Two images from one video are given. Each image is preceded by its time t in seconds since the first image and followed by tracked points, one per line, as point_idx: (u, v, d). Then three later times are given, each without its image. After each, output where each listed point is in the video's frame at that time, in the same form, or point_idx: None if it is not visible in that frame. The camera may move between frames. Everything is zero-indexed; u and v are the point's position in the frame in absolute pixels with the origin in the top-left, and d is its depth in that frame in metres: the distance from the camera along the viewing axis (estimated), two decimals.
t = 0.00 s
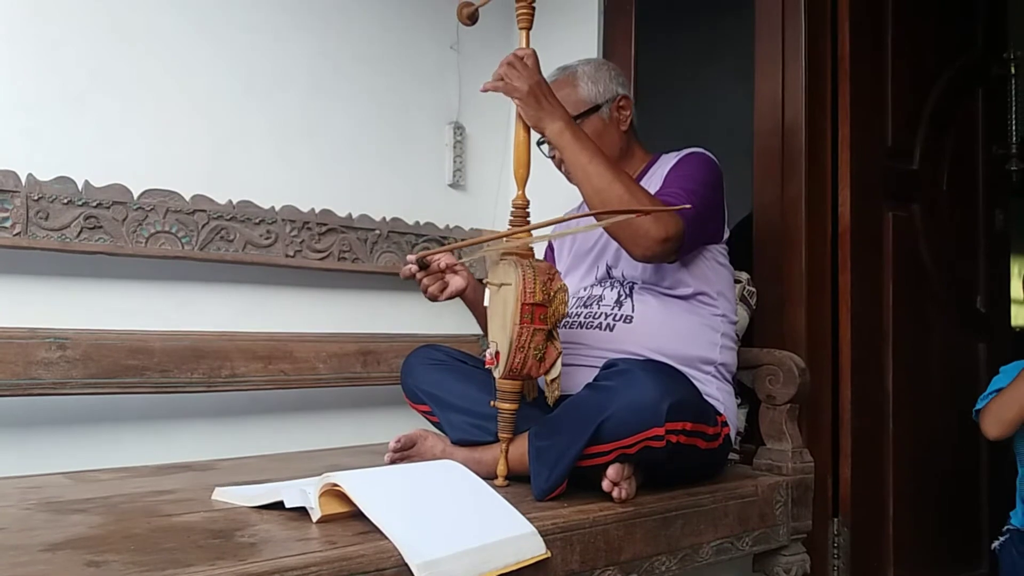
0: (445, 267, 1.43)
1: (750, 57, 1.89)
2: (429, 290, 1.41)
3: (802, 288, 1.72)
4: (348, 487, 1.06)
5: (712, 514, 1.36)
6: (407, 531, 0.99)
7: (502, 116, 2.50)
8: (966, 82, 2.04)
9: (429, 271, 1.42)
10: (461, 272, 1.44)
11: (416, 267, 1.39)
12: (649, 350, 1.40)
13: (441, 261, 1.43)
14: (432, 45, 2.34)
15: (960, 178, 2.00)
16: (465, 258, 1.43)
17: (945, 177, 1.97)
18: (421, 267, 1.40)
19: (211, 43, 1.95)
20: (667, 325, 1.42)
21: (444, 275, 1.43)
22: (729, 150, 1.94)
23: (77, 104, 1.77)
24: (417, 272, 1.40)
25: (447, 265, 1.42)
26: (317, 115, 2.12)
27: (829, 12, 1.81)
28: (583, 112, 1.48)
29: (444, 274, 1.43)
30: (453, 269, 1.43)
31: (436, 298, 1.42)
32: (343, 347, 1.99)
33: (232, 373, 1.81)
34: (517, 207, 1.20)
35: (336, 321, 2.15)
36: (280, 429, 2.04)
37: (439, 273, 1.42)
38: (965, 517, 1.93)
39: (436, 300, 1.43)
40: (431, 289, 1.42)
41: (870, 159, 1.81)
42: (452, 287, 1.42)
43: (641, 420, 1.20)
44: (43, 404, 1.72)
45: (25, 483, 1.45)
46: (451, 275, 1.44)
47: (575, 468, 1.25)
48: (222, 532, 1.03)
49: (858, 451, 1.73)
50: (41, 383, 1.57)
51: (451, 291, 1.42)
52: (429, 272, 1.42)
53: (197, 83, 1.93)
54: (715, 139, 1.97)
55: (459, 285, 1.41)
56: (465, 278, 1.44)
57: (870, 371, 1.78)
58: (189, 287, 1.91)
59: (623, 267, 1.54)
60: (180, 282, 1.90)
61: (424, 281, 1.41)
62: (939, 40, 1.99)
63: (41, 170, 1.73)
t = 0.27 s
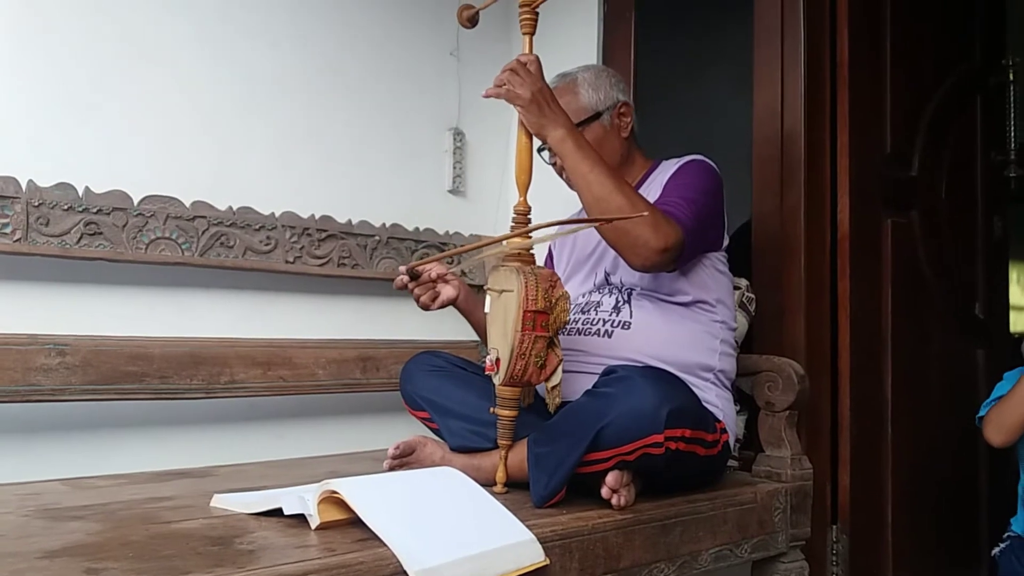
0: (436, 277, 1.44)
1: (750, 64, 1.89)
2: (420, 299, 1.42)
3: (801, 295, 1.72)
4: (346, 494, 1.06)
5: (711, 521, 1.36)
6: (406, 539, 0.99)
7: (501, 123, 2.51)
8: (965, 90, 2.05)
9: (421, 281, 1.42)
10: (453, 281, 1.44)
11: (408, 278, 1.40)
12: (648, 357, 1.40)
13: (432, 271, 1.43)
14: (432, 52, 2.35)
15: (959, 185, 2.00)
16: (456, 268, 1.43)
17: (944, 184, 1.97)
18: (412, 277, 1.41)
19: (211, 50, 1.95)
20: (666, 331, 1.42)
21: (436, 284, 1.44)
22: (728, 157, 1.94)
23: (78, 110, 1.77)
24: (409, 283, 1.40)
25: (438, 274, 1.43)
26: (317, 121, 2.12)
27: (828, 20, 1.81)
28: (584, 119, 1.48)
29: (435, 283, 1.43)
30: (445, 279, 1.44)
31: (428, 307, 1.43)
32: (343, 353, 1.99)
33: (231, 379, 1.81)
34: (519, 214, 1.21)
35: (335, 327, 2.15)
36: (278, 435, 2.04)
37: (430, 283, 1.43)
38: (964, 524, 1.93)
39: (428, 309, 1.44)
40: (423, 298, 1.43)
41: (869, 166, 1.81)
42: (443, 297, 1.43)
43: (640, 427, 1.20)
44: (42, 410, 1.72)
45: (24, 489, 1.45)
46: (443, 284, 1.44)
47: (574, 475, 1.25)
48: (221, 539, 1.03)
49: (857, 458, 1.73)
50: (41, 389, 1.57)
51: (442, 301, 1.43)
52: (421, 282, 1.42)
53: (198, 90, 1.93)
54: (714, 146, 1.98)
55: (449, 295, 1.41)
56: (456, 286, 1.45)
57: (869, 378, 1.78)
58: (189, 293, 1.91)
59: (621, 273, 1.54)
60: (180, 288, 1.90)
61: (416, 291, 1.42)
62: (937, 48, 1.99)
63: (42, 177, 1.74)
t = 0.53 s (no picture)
0: (429, 278, 1.43)
1: (747, 65, 1.90)
2: (413, 300, 1.42)
3: (798, 295, 1.73)
4: (343, 494, 1.06)
5: (708, 521, 1.36)
6: (403, 539, 0.99)
7: (498, 123, 2.51)
8: (960, 92, 2.05)
9: (413, 283, 1.42)
10: (445, 283, 1.44)
11: (400, 279, 1.40)
12: (645, 357, 1.41)
13: (424, 273, 1.43)
14: (429, 53, 2.35)
15: (954, 186, 2.01)
16: (448, 270, 1.43)
17: (939, 185, 1.98)
18: (404, 277, 1.41)
19: (208, 50, 1.95)
20: (663, 332, 1.42)
21: (428, 285, 1.44)
22: (725, 158, 1.94)
23: (75, 110, 1.77)
24: (401, 284, 1.40)
25: (430, 276, 1.43)
26: (314, 122, 2.12)
27: (824, 22, 1.82)
28: (582, 120, 1.48)
29: (428, 284, 1.43)
30: (437, 280, 1.44)
31: (420, 307, 1.44)
32: (339, 354, 1.99)
33: (227, 380, 1.80)
34: (517, 215, 1.21)
35: (332, 328, 2.15)
36: (274, 436, 2.03)
37: (422, 284, 1.43)
38: (959, 524, 1.93)
39: (420, 309, 1.44)
40: (415, 299, 1.43)
41: (865, 167, 1.82)
42: (435, 298, 1.43)
43: (638, 428, 1.20)
44: (38, 410, 1.72)
45: (19, 490, 1.44)
46: (435, 285, 1.44)
47: (571, 476, 1.25)
48: (218, 540, 1.03)
49: (853, 459, 1.73)
50: (36, 389, 1.57)
51: (435, 302, 1.43)
52: (413, 283, 1.42)
53: (194, 90, 1.93)
54: (711, 147, 1.98)
55: (441, 296, 1.41)
56: (448, 288, 1.45)
57: (866, 378, 1.78)
58: (185, 294, 1.91)
59: (618, 274, 1.54)
60: (176, 288, 1.90)
61: (408, 292, 1.42)
62: (932, 50, 2.00)
63: (38, 176, 1.73)
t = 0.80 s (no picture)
0: (421, 273, 1.44)
1: (745, 63, 1.90)
2: (403, 295, 1.43)
3: (796, 293, 1.73)
4: (342, 491, 1.06)
5: (706, 518, 1.36)
6: (402, 536, 0.99)
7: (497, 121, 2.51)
8: (959, 90, 2.06)
9: (404, 278, 1.43)
10: (436, 277, 1.45)
11: (392, 274, 1.41)
12: (643, 355, 1.41)
13: (416, 267, 1.44)
14: (427, 50, 2.35)
15: (953, 184, 2.01)
16: (439, 264, 1.44)
17: (937, 183, 1.98)
18: (396, 272, 1.42)
19: (206, 48, 1.95)
20: (661, 329, 1.42)
21: (420, 280, 1.44)
22: (724, 156, 1.95)
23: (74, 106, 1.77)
24: (392, 279, 1.41)
25: (422, 271, 1.43)
26: (312, 121, 2.12)
27: (823, 20, 1.82)
28: (582, 118, 1.48)
29: (419, 279, 1.44)
30: (428, 274, 1.44)
31: (412, 301, 1.44)
32: (338, 351, 1.99)
33: (226, 377, 1.81)
34: (515, 212, 1.21)
35: (330, 325, 2.15)
36: (273, 433, 2.04)
37: (413, 279, 1.44)
38: (956, 521, 1.94)
39: (412, 303, 1.45)
40: (406, 293, 1.44)
41: (863, 165, 1.82)
42: (426, 293, 1.43)
43: (636, 425, 1.20)
44: (36, 408, 1.72)
45: (18, 487, 1.44)
46: (426, 279, 1.45)
47: (570, 473, 1.25)
48: (217, 536, 1.03)
49: (851, 455, 1.74)
50: (35, 387, 1.57)
51: (425, 296, 1.44)
52: (404, 278, 1.43)
53: (192, 87, 1.93)
54: (709, 144, 1.98)
55: (432, 291, 1.42)
56: (438, 282, 1.46)
57: (863, 375, 1.78)
58: (183, 291, 1.91)
59: (616, 272, 1.54)
60: (174, 286, 1.90)
61: (399, 287, 1.42)
62: (930, 48, 2.00)
63: (37, 173, 1.73)
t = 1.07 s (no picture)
0: (425, 273, 1.43)
1: (750, 60, 1.89)
2: (408, 295, 1.43)
3: (801, 291, 1.73)
4: (348, 492, 1.06)
5: (713, 517, 1.36)
6: (409, 536, 0.99)
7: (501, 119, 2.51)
8: (965, 86, 2.05)
9: (408, 279, 1.42)
10: (441, 277, 1.44)
11: (396, 274, 1.40)
12: (648, 353, 1.41)
13: (420, 268, 1.43)
14: (430, 48, 2.34)
15: (959, 181, 2.01)
16: (444, 264, 1.43)
17: (943, 180, 1.97)
18: (400, 273, 1.41)
19: (210, 48, 1.95)
20: (666, 328, 1.42)
21: (425, 279, 1.44)
22: (728, 154, 1.94)
23: (80, 108, 1.78)
24: (396, 280, 1.41)
25: (426, 271, 1.43)
26: (316, 120, 2.12)
27: (828, 16, 1.81)
28: (586, 115, 1.48)
29: (424, 279, 1.43)
30: (433, 274, 1.44)
31: (417, 302, 1.44)
32: (344, 350, 2.00)
33: (232, 377, 1.81)
34: (519, 211, 1.21)
35: (336, 324, 2.15)
36: (279, 433, 2.04)
37: (418, 279, 1.43)
38: (964, 520, 1.93)
39: (417, 304, 1.44)
40: (412, 294, 1.43)
41: (869, 162, 1.82)
42: (431, 293, 1.43)
43: (641, 424, 1.20)
44: (44, 408, 1.72)
45: (26, 488, 1.45)
46: (431, 279, 1.44)
47: (575, 472, 1.25)
48: (224, 537, 1.03)
49: (857, 454, 1.73)
50: (42, 387, 1.57)
51: (430, 297, 1.43)
52: (409, 278, 1.42)
53: (197, 87, 1.93)
54: (713, 142, 1.98)
55: (438, 291, 1.41)
56: (444, 282, 1.45)
57: (870, 374, 1.78)
58: (189, 291, 1.91)
59: (622, 270, 1.54)
60: (180, 286, 1.91)
61: (404, 288, 1.42)
62: (935, 44, 1.99)
63: (42, 174, 1.73)
